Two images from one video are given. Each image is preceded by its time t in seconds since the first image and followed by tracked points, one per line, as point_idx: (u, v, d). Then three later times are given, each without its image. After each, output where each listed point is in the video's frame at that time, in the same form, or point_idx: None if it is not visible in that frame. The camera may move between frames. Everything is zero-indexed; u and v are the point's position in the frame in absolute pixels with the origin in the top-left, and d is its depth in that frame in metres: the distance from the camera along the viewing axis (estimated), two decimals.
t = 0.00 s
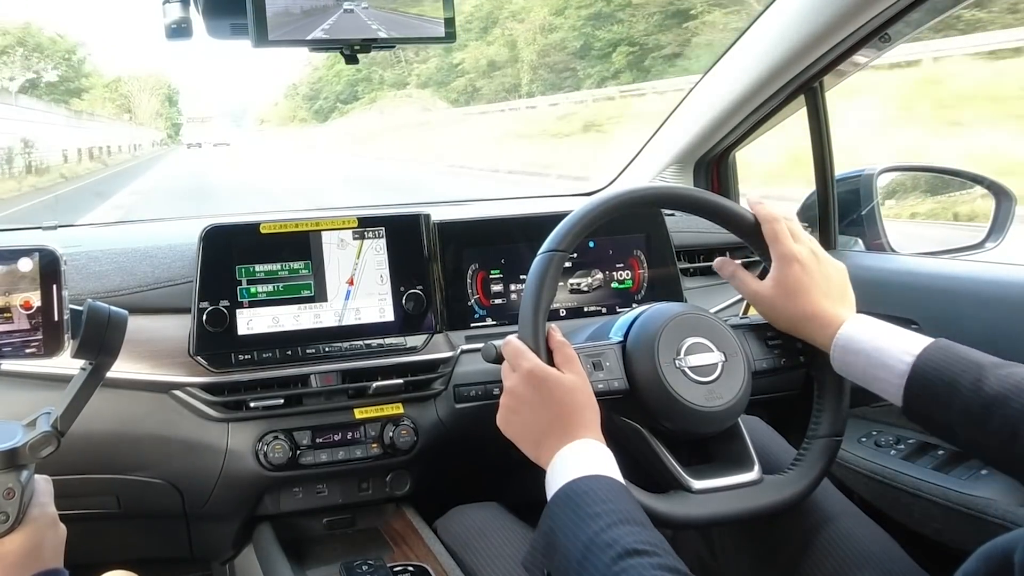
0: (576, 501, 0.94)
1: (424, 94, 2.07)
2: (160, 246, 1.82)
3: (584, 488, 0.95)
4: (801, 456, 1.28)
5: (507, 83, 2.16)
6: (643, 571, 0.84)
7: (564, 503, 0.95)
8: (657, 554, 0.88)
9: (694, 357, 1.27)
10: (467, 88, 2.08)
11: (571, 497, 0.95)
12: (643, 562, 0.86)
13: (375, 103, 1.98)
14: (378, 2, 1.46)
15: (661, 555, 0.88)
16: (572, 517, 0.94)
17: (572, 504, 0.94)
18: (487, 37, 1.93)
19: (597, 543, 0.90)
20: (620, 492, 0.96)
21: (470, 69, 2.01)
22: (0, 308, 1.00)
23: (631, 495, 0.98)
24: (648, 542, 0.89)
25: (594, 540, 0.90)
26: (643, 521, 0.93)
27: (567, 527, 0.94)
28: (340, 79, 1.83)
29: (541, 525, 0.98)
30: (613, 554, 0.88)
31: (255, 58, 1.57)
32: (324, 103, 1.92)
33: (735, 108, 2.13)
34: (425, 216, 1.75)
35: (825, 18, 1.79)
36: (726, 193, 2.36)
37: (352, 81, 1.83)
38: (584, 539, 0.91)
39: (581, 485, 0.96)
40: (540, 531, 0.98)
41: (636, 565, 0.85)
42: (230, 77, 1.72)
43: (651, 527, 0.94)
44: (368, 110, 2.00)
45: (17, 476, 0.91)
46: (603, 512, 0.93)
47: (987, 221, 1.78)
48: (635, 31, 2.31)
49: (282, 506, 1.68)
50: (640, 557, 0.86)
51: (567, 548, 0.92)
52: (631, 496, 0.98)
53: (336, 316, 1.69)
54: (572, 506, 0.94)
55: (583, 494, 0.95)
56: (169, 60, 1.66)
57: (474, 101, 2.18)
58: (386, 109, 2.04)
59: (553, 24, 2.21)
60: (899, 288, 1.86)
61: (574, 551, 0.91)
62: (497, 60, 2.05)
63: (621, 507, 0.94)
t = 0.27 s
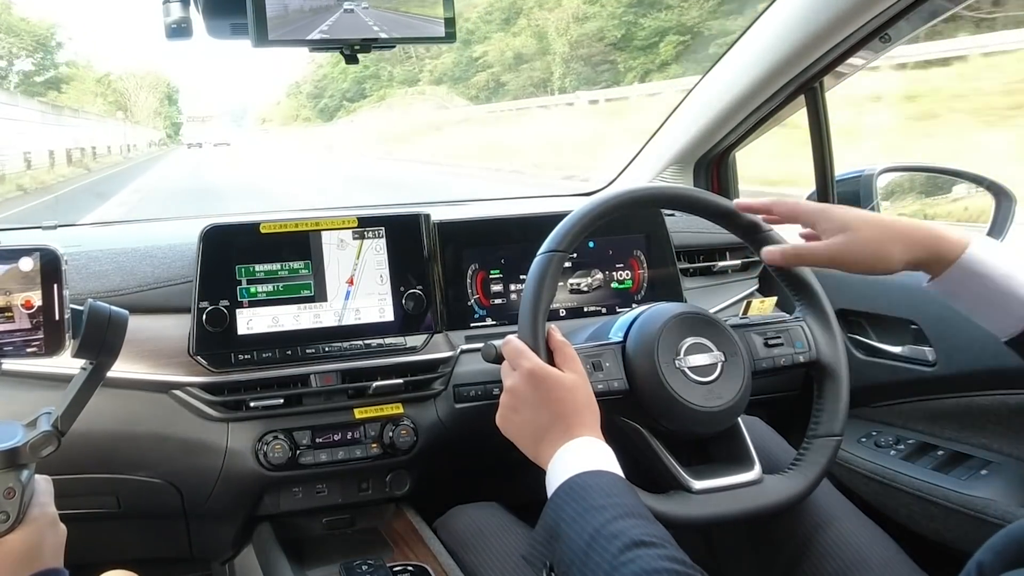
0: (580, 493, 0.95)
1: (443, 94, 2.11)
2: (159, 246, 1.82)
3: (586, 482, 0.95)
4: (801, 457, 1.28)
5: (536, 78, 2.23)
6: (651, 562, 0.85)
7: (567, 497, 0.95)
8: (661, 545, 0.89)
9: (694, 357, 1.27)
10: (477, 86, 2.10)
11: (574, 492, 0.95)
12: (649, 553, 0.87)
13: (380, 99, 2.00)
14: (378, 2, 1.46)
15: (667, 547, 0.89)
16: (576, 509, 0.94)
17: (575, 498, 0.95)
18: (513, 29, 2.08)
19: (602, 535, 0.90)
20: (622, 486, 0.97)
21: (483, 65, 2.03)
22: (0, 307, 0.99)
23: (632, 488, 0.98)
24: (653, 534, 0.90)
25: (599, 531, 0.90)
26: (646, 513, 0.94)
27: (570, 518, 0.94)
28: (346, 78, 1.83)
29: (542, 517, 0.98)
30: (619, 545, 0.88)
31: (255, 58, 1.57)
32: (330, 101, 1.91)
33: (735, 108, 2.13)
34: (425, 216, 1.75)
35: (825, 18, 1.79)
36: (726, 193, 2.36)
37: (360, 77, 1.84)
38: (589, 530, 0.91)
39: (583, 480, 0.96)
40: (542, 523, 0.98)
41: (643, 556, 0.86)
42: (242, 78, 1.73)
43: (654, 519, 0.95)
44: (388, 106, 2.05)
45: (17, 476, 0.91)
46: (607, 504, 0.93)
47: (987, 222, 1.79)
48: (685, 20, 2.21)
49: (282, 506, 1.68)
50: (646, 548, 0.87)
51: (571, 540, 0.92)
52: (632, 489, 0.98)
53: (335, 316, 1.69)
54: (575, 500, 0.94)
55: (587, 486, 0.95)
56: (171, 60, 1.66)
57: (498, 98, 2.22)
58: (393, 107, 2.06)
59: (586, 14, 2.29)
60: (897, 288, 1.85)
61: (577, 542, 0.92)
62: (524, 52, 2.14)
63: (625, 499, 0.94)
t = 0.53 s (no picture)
0: (579, 494, 0.94)
1: (462, 90, 2.10)
2: (159, 247, 1.82)
3: (587, 483, 0.95)
4: (801, 457, 1.28)
5: (568, 71, 2.24)
6: (651, 564, 0.85)
7: (567, 499, 0.95)
8: (661, 546, 0.89)
9: (694, 357, 1.26)
10: (498, 82, 2.11)
11: (575, 493, 0.95)
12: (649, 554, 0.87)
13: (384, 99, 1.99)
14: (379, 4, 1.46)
15: (667, 548, 0.89)
16: (576, 511, 0.94)
17: (575, 499, 0.94)
18: (542, 19, 2.15)
19: (602, 536, 0.90)
20: (621, 487, 0.97)
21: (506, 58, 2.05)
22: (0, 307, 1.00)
23: (632, 489, 0.98)
24: (653, 536, 0.90)
25: (599, 533, 0.90)
26: (645, 514, 0.94)
27: (570, 520, 0.94)
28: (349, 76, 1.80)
29: (543, 518, 0.98)
30: (619, 547, 0.88)
31: (256, 59, 1.57)
32: (334, 99, 1.91)
33: (736, 108, 2.13)
34: (425, 216, 1.75)
35: (825, 18, 1.79)
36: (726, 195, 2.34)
37: (365, 76, 1.84)
38: (589, 532, 0.91)
39: (583, 481, 0.96)
40: (543, 525, 0.98)
41: (644, 557, 0.86)
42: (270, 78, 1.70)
43: (654, 520, 0.95)
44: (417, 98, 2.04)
45: (18, 477, 0.92)
46: (606, 505, 0.93)
47: (988, 222, 1.80)
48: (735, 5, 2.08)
49: (282, 507, 1.68)
50: (646, 550, 0.87)
51: (571, 541, 0.92)
52: (632, 489, 0.98)
53: (336, 317, 1.68)
54: (575, 501, 0.94)
55: (586, 487, 0.95)
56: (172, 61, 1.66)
57: (526, 92, 2.22)
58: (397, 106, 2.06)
59: None
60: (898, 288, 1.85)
61: (578, 544, 0.92)
62: (557, 43, 2.16)
63: (625, 500, 0.94)
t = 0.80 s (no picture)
0: (580, 495, 0.94)
1: (482, 85, 2.13)
2: (160, 247, 1.82)
3: (588, 484, 0.95)
4: (801, 458, 1.28)
5: (609, 63, 2.27)
6: (651, 565, 0.85)
7: (568, 499, 0.95)
8: (662, 547, 0.89)
9: (694, 357, 1.26)
10: (525, 75, 2.14)
11: (576, 493, 0.95)
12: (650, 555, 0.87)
13: (393, 96, 1.99)
14: (379, 4, 1.45)
15: (667, 549, 0.89)
16: (577, 511, 0.94)
17: (576, 500, 0.94)
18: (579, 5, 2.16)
19: (603, 537, 0.90)
20: (622, 488, 0.97)
21: (536, 49, 2.10)
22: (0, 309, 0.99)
23: (632, 489, 0.98)
24: (654, 537, 0.90)
25: (599, 533, 0.90)
26: (646, 515, 0.94)
27: (571, 520, 0.94)
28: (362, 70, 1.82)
29: (543, 518, 0.98)
30: (620, 548, 0.88)
31: (255, 59, 1.57)
32: (340, 96, 1.91)
33: (736, 108, 2.13)
34: (425, 217, 1.75)
35: (825, 18, 1.79)
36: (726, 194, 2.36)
37: (375, 71, 1.84)
38: (590, 533, 0.91)
39: (584, 482, 0.96)
40: (543, 525, 0.98)
41: (644, 558, 0.86)
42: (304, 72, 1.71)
43: (655, 520, 0.95)
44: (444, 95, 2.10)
45: (17, 477, 0.91)
46: (608, 506, 0.93)
47: (987, 221, 1.77)
48: None
49: (282, 507, 1.68)
50: (647, 551, 0.87)
51: (572, 542, 0.92)
52: (633, 490, 0.98)
53: (336, 317, 1.68)
54: (576, 501, 0.94)
55: (588, 488, 0.95)
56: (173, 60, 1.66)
57: (563, 84, 2.26)
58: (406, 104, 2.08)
59: None
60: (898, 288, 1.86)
61: (579, 545, 0.92)
62: (597, 32, 2.18)
63: (625, 501, 0.94)
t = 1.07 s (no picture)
0: (583, 495, 0.95)
1: (507, 81, 2.13)
2: (160, 245, 1.82)
3: (590, 484, 0.95)
4: (801, 456, 1.28)
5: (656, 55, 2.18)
6: (654, 565, 0.85)
7: (571, 500, 0.95)
8: (665, 547, 0.89)
9: (694, 356, 1.27)
10: (558, 70, 2.12)
11: (578, 493, 0.95)
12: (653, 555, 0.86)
13: (404, 94, 2.00)
14: (379, 1, 1.45)
15: (670, 549, 0.89)
16: (580, 512, 0.94)
17: (579, 500, 0.95)
18: None
19: (606, 538, 0.90)
20: (625, 489, 0.97)
21: (571, 41, 2.08)
22: (3, 308, 0.95)
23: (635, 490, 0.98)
24: (657, 538, 0.90)
25: (602, 534, 0.90)
26: (649, 516, 0.94)
27: (573, 521, 0.94)
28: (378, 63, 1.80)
29: (546, 518, 0.98)
30: (623, 548, 0.88)
31: (255, 57, 1.57)
32: (346, 95, 1.91)
33: (736, 107, 2.13)
34: (425, 215, 1.75)
35: (826, 17, 1.79)
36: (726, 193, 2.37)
37: (382, 68, 1.85)
38: (592, 533, 0.91)
39: (586, 482, 0.96)
40: (545, 525, 0.98)
41: (647, 559, 0.86)
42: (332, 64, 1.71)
43: (658, 521, 0.95)
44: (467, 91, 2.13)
45: (19, 477, 0.91)
46: (610, 507, 0.93)
47: (987, 221, 1.78)
48: None
49: (282, 505, 1.68)
50: (650, 551, 0.87)
51: (574, 542, 0.92)
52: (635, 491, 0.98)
53: (335, 315, 1.68)
54: (579, 502, 0.94)
55: (590, 489, 0.95)
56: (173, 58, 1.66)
57: (596, 81, 2.23)
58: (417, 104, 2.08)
59: None
60: (897, 287, 1.86)
61: (582, 545, 0.92)
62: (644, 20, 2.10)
63: (628, 502, 0.94)
